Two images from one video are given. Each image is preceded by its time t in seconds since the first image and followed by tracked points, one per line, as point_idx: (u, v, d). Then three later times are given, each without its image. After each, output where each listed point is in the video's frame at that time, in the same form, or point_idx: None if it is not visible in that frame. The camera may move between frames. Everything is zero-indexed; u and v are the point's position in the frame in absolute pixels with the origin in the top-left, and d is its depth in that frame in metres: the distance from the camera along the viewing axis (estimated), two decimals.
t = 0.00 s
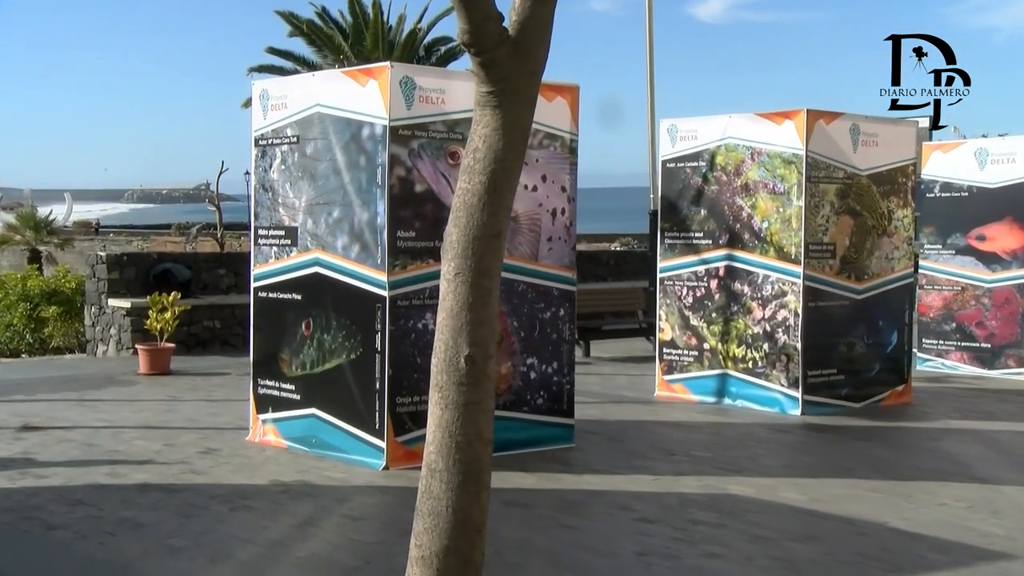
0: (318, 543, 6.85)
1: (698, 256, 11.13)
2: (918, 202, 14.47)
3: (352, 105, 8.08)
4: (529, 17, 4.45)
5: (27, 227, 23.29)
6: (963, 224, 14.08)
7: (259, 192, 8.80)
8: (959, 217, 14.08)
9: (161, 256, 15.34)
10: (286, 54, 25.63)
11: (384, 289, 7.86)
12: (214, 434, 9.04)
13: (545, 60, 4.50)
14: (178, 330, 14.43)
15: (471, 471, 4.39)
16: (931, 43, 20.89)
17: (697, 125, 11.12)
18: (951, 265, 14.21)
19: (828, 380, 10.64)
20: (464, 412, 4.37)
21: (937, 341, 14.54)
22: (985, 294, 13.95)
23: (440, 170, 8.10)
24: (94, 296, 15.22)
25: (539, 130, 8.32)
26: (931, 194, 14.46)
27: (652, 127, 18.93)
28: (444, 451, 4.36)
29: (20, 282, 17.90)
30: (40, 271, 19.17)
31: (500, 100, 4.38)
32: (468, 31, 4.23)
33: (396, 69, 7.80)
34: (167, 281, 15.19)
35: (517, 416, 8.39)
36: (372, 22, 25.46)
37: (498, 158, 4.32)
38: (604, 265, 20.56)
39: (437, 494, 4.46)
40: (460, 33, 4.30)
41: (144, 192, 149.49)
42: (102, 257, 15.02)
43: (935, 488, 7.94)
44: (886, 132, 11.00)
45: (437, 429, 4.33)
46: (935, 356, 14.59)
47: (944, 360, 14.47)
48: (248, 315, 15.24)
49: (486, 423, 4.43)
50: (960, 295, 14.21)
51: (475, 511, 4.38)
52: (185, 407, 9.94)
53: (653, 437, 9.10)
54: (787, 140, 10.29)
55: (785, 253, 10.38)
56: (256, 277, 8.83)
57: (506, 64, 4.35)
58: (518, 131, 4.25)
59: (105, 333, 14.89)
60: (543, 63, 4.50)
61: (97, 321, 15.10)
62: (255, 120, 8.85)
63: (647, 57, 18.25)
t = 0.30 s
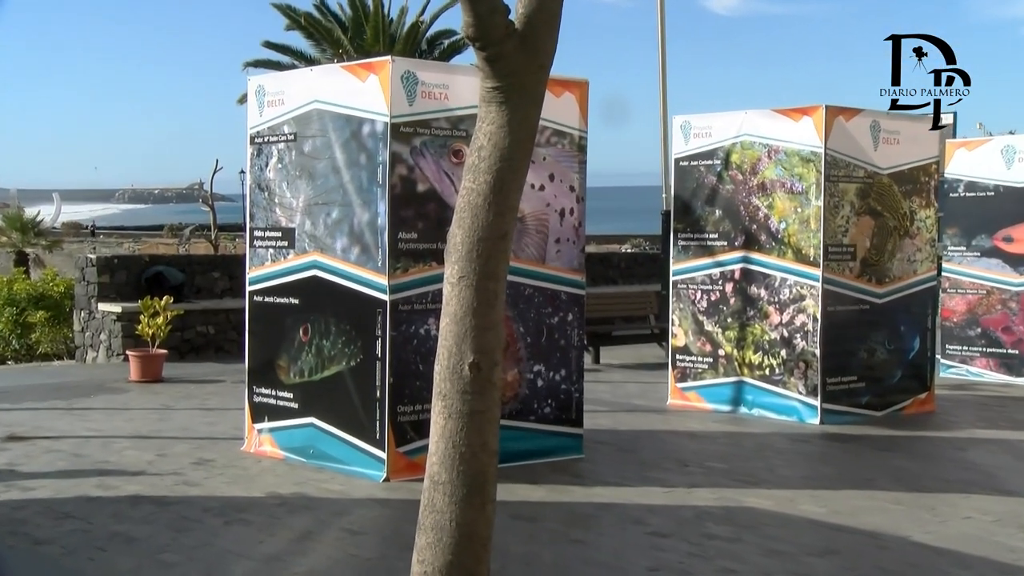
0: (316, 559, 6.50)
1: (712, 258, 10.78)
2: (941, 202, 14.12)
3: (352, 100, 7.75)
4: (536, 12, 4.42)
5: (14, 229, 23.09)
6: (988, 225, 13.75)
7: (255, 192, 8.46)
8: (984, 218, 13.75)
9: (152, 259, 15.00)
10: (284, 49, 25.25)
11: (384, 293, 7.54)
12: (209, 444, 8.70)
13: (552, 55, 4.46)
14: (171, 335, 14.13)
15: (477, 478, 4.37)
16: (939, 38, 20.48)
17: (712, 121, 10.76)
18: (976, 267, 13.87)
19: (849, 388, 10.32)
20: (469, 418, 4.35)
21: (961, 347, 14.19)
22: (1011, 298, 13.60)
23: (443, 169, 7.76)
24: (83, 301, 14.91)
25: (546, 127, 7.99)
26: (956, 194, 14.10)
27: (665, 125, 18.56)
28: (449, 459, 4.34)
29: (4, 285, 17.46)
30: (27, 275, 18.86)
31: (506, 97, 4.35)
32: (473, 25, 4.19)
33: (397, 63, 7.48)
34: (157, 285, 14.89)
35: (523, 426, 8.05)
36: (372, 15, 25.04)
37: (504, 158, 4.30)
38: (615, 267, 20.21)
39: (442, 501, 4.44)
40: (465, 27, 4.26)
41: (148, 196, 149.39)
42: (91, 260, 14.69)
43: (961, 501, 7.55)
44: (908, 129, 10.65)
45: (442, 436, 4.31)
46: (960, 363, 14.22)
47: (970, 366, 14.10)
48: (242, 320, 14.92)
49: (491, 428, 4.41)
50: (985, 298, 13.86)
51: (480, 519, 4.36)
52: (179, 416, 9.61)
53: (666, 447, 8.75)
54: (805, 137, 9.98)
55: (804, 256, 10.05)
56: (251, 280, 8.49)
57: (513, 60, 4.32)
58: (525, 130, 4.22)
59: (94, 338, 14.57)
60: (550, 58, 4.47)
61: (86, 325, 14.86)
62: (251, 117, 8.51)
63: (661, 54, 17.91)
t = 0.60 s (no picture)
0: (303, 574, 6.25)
1: (712, 263, 10.55)
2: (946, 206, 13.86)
3: (340, 102, 7.52)
4: (529, 10, 4.26)
5: None
6: (994, 230, 13.54)
7: (240, 196, 8.22)
8: (989, 221, 13.53)
9: (134, 265, 14.73)
10: (272, 50, 25.00)
11: (373, 300, 7.31)
12: (193, 456, 8.46)
13: (546, 55, 4.31)
14: (154, 343, 13.90)
15: (470, 492, 4.22)
16: (936, 42, 20.28)
17: (711, 123, 10.56)
18: (982, 273, 13.68)
19: (851, 397, 10.12)
20: (460, 431, 4.21)
21: (966, 355, 14.02)
22: (1018, 304, 13.43)
23: (434, 172, 7.54)
24: (63, 308, 14.68)
25: (540, 129, 7.76)
26: (960, 198, 13.85)
27: (662, 127, 18.33)
28: (440, 474, 4.19)
29: None
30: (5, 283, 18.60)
31: (500, 97, 4.19)
32: (465, 24, 4.02)
33: (387, 63, 7.26)
34: (140, 291, 14.59)
35: (517, 437, 7.82)
36: (361, 13, 24.80)
37: (497, 162, 4.14)
38: (612, 273, 20.00)
39: (432, 516, 4.30)
40: (456, 26, 4.08)
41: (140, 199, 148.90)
42: (72, 267, 14.47)
43: (967, 513, 7.30)
44: (912, 131, 10.44)
45: (433, 450, 4.16)
46: (964, 371, 14.04)
47: (974, 375, 13.92)
48: (227, 327, 14.65)
49: (484, 440, 4.27)
50: (991, 305, 13.68)
51: (473, 534, 4.22)
52: (162, 427, 9.36)
53: (664, 459, 8.53)
54: (806, 139, 9.79)
55: (805, 261, 9.85)
56: (236, 287, 8.24)
57: (507, 59, 4.16)
58: (520, 133, 4.07)
59: (75, 347, 14.32)
60: (544, 57, 4.32)
61: (66, 334, 14.63)
62: (236, 119, 8.28)
63: (659, 56, 17.70)
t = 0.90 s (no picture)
0: None
1: (706, 268, 10.57)
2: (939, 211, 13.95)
3: (334, 105, 7.53)
4: (523, 13, 4.27)
5: None
6: (987, 234, 13.60)
7: (235, 199, 8.22)
8: (983, 228, 13.61)
9: (127, 268, 14.71)
10: (267, 52, 25.01)
11: (368, 304, 7.31)
12: (187, 459, 8.45)
13: (539, 58, 4.32)
14: (148, 347, 13.89)
15: (464, 496, 4.24)
16: (935, 43, 20.33)
17: (704, 127, 10.57)
18: (975, 277, 13.69)
19: (845, 402, 10.13)
20: (454, 434, 4.22)
21: (959, 359, 13.99)
22: (1011, 308, 13.43)
23: (428, 175, 7.54)
24: (57, 311, 14.69)
25: (534, 132, 7.76)
26: (954, 203, 13.93)
27: (657, 130, 18.36)
28: (434, 478, 4.20)
29: None
30: None
31: (493, 100, 4.19)
32: (459, 28, 4.03)
33: (381, 67, 7.27)
34: (134, 294, 14.57)
35: (511, 441, 7.82)
36: (355, 16, 24.84)
37: (491, 165, 4.15)
38: (606, 277, 20.01)
39: (426, 519, 4.31)
40: (450, 29, 4.09)
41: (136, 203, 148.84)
42: (66, 270, 14.46)
43: (960, 517, 7.31)
44: (905, 135, 10.47)
45: (427, 454, 4.17)
46: (958, 375, 14.02)
47: (968, 379, 13.90)
48: (221, 330, 14.64)
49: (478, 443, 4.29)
50: (985, 309, 13.67)
51: (467, 537, 4.24)
52: (156, 431, 9.35)
53: (658, 463, 8.53)
54: (800, 143, 9.80)
55: (799, 265, 9.86)
56: (231, 291, 8.24)
57: (501, 62, 4.17)
58: (514, 137, 4.07)
59: (69, 351, 14.31)
60: (538, 60, 4.32)
61: (60, 338, 14.62)
62: (231, 122, 8.27)
63: (652, 60, 17.72)
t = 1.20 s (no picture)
0: None
1: (711, 276, 10.56)
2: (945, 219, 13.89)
3: (339, 114, 7.55)
4: (526, 23, 4.31)
5: None
6: (993, 243, 13.56)
7: (240, 207, 8.23)
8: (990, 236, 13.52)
9: (132, 275, 14.74)
10: (272, 61, 25.07)
11: (372, 312, 7.32)
12: (191, 466, 8.45)
13: (543, 66, 4.34)
14: (152, 354, 13.91)
15: (467, 504, 4.25)
16: (938, 42, 20.38)
17: (709, 136, 10.57)
18: (980, 287, 13.67)
19: (850, 411, 10.11)
20: (458, 442, 4.24)
21: (965, 369, 14.00)
22: (1016, 318, 13.44)
23: (433, 184, 7.55)
24: (63, 319, 14.72)
25: (539, 141, 7.76)
26: (960, 211, 13.88)
27: (661, 138, 18.37)
28: (439, 487, 4.22)
29: None
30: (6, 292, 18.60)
31: (498, 110, 4.23)
32: (463, 37, 4.06)
33: (386, 76, 7.29)
34: (139, 302, 14.60)
35: (516, 449, 7.81)
36: (360, 25, 24.94)
37: (496, 175, 4.18)
38: (611, 285, 20.02)
39: (431, 528, 4.32)
40: (455, 38, 4.13)
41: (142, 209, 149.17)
42: (72, 277, 14.50)
43: (965, 527, 7.29)
44: (910, 144, 10.46)
45: (431, 463, 4.18)
46: (964, 385, 14.03)
47: (974, 389, 13.90)
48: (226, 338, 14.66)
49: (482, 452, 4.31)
50: (990, 319, 13.68)
51: (471, 546, 4.25)
52: (159, 438, 9.35)
53: (662, 471, 8.52)
54: (805, 152, 9.80)
55: (804, 274, 9.85)
56: (236, 298, 8.25)
57: (505, 70, 4.20)
58: (519, 146, 4.10)
59: (74, 358, 14.34)
60: (542, 69, 4.35)
61: (66, 345, 14.66)
62: (235, 131, 8.29)
63: (656, 68, 17.72)
